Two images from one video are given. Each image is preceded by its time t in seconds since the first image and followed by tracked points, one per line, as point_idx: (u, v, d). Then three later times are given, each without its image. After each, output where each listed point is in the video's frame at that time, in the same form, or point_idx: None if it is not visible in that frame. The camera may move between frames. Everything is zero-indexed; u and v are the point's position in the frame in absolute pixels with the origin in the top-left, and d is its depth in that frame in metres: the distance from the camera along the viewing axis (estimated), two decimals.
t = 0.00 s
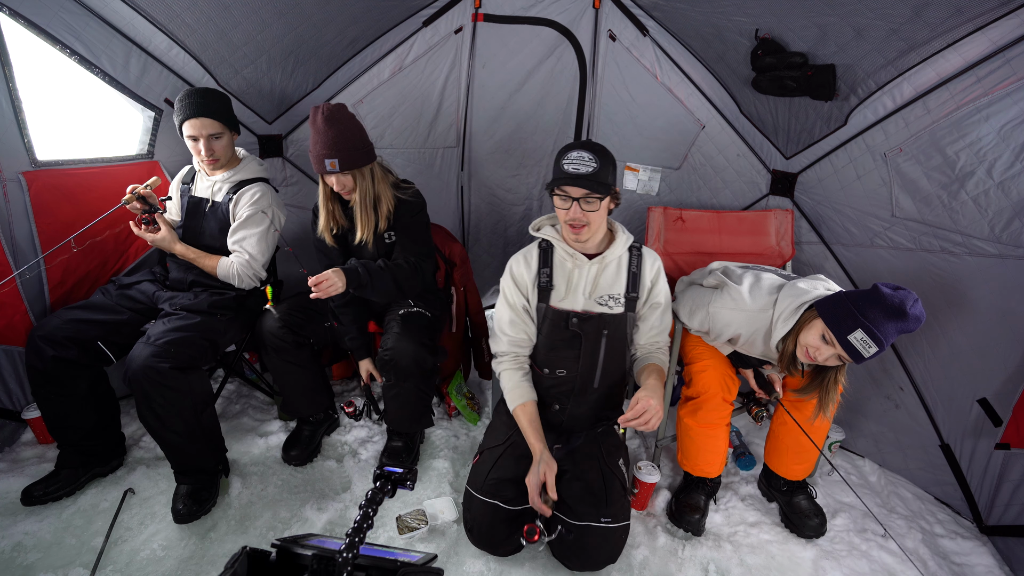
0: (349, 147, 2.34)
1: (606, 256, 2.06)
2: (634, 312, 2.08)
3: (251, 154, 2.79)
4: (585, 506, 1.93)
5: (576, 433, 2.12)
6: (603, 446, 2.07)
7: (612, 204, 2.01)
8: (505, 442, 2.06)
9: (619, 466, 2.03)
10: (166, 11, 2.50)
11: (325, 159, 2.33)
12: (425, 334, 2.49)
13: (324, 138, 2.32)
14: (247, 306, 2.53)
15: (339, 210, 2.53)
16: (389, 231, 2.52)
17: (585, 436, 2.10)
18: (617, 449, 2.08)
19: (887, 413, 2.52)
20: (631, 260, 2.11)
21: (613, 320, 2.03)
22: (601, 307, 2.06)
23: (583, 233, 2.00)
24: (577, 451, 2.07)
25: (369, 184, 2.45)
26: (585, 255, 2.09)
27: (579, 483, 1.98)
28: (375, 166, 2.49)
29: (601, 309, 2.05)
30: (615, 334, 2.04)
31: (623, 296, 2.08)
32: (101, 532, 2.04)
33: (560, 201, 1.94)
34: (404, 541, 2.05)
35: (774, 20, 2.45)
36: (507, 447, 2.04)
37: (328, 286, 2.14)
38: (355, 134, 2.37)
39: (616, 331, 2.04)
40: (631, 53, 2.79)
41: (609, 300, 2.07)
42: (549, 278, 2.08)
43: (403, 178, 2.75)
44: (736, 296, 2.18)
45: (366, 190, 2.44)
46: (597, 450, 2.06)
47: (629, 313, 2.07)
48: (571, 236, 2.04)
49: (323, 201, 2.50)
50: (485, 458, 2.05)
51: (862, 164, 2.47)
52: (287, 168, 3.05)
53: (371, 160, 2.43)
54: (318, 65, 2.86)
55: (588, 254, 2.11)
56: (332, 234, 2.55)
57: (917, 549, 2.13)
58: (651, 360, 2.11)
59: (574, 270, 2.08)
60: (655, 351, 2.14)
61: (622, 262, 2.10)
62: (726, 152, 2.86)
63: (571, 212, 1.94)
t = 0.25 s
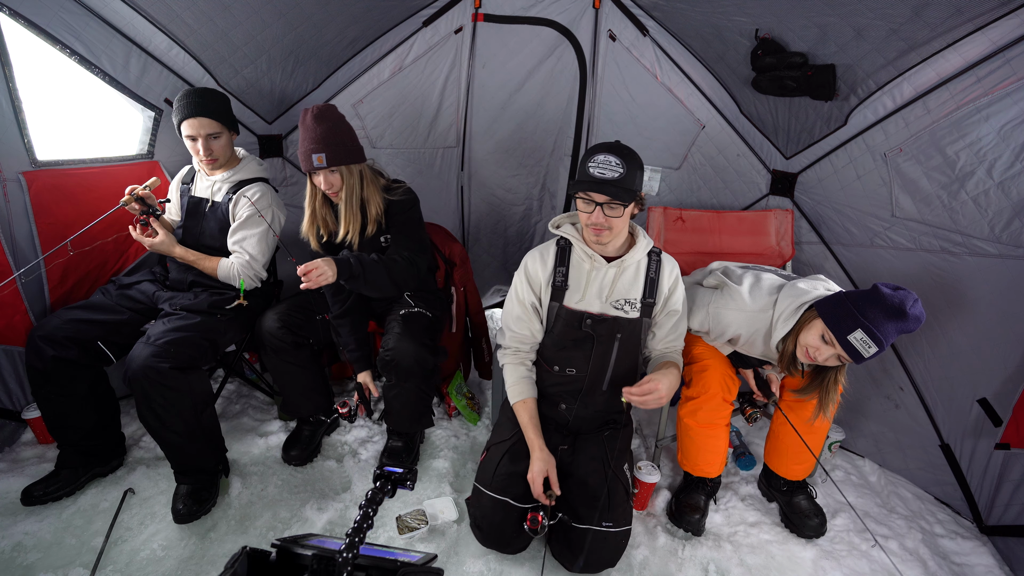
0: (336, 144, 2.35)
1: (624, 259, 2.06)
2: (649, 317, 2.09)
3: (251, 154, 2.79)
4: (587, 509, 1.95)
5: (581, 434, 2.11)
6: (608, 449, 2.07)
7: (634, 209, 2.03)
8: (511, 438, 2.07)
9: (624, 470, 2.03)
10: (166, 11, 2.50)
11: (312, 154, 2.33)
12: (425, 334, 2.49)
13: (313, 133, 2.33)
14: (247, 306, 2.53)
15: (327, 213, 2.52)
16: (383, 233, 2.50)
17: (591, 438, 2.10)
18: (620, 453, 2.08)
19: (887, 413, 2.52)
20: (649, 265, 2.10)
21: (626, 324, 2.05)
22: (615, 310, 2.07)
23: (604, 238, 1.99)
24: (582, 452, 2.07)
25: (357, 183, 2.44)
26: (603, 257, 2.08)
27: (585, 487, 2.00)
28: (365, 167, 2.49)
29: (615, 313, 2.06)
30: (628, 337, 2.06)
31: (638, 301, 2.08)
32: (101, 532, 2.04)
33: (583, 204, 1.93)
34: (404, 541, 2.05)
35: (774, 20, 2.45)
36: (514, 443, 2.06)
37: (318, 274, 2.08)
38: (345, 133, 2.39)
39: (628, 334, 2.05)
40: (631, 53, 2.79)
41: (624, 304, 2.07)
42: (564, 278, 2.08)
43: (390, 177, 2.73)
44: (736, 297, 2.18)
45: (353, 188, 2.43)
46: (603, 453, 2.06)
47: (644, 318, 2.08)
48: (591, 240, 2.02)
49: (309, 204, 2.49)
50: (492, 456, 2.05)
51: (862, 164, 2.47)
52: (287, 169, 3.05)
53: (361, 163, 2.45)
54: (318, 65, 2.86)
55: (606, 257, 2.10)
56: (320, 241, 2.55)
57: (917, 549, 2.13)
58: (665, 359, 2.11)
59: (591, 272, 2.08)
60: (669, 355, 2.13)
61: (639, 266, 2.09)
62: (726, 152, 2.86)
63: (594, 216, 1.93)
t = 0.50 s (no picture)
0: (334, 137, 2.36)
1: (621, 257, 2.06)
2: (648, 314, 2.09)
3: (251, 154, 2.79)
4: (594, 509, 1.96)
5: (590, 435, 2.12)
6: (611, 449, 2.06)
7: (631, 208, 2.05)
8: (523, 442, 2.07)
9: (627, 471, 2.04)
10: (166, 11, 2.50)
11: (311, 144, 2.33)
12: (426, 334, 2.49)
13: (314, 126, 2.35)
14: (247, 306, 2.53)
15: (320, 212, 2.49)
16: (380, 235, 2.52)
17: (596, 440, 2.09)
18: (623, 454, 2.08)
19: (887, 413, 2.52)
20: (646, 262, 2.10)
21: (627, 321, 2.06)
22: (614, 308, 2.07)
23: (600, 238, 2.00)
24: (590, 453, 2.07)
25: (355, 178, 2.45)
26: (600, 256, 2.09)
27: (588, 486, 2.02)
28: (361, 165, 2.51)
29: (614, 310, 2.06)
30: (629, 334, 2.07)
31: (637, 298, 2.08)
32: (101, 532, 2.04)
33: (579, 205, 1.94)
34: (404, 541, 2.05)
35: (774, 20, 2.45)
36: (526, 446, 2.06)
37: (313, 273, 2.06)
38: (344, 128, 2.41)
39: (628, 330, 2.06)
40: (631, 53, 2.79)
41: (623, 301, 2.07)
42: (563, 276, 2.09)
43: (385, 177, 2.73)
44: (735, 297, 2.18)
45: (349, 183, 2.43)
46: (611, 455, 2.05)
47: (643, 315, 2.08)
48: (587, 239, 2.03)
49: (303, 201, 2.47)
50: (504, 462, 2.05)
51: (862, 164, 2.47)
52: (287, 168, 3.05)
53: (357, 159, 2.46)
54: (318, 65, 2.86)
55: (603, 256, 2.11)
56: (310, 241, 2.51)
57: (917, 549, 2.13)
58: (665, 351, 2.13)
59: (588, 271, 2.09)
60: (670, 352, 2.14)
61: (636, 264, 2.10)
62: (726, 152, 2.86)
63: (590, 217, 1.93)
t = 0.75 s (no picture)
0: (351, 131, 2.41)
1: (614, 257, 2.07)
2: (642, 313, 2.08)
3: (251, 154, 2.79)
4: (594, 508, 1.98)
5: (585, 435, 2.10)
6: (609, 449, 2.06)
7: (625, 209, 2.05)
8: (517, 444, 2.06)
9: (624, 469, 2.06)
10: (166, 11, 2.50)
11: (326, 134, 2.35)
12: (426, 334, 2.49)
13: (328, 117, 2.37)
14: (247, 306, 2.53)
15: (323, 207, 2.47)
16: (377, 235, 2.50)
17: (593, 440, 2.08)
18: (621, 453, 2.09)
19: (887, 413, 2.52)
20: (640, 261, 2.11)
21: (621, 321, 2.05)
22: (608, 308, 2.07)
23: (595, 238, 2.00)
24: (586, 453, 2.06)
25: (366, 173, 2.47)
26: (593, 256, 2.09)
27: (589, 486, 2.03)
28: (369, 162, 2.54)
29: (608, 310, 2.05)
30: (623, 334, 2.06)
31: (630, 298, 2.07)
32: (102, 532, 2.04)
33: (574, 205, 1.94)
34: (404, 541, 2.05)
35: (774, 20, 2.45)
36: (522, 447, 2.05)
37: (305, 268, 1.99)
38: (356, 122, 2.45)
39: (623, 330, 2.06)
40: (631, 53, 2.79)
41: (617, 301, 2.07)
42: (556, 277, 2.09)
43: (388, 177, 2.72)
44: (736, 296, 2.18)
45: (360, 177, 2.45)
46: (605, 455, 2.05)
47: (637, 315, 2.07)
48: (582, 240, 2.03)
49: (312, 193, 2.49)
50: (502, 465, 2.05)
51: (862, 164, 2.47)
52: (287, 168, 3.05)
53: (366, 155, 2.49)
54: (318, 65, 2.86)
55: (596, 256, 2.11)
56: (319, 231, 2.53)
57: (917, 549, 2.13)
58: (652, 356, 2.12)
59: (582, 271, 2.09)
60: (659, 353, 2.14)
61: (629, 264, 2.10)
62: (726, 152, 2.86)
63: (585, 216, 1.93)
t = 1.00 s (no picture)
0: (365, 125, 2.42)
1: (610, 257, 2.06)
2: (638, 314, 2.08)
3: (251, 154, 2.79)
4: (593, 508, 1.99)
5: (583, 435, 2.09)
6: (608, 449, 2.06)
7: (622, 209, 2.04)
8: (518, 442, 2.06)
9: (624, 468, 2.06)
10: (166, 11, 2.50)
11: (341, 127, 2.36)
12: (425, 334, 2.49)
13: (342, 111, 2.37)
14: (247, 306, 2.53)
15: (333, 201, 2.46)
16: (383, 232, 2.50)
17: (591, 439, 2.07)
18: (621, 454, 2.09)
19: (887, 413, 2.52)
20: (636, 262, 2.10)
21: (616, 321, 2.05)
22: (603, 308, 2.06)
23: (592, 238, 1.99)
24: (585, 453, 2.06)
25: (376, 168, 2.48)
26: (589, 256, 2.09)
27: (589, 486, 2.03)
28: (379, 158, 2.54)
29: (603, 310, 2.05)
30: (618, 334, 2.06)
31: (625, 298, 2.07)
32: (102, 532, 2.04)
33: (571, 204, 1.94)
34: (404, 541, 2.05)
35: (774, 20, 2.45)
36: (521, 447, 2.05)
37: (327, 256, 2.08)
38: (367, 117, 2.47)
39: (618, 331, 2.06)
40: (631, 53, 2.80)
41: (612, 301, 2.06)
42: (552, 277, 2.08)
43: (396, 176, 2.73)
44: (736, 296, 2.17)
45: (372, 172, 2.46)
46: (604, 454, 2.05)
47: (632, 315, 2.07)
48: (578, 240, 2.02)
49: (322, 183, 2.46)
50: (500, 465, 2.05)
51: (862, 164, 2.47)
52: (287, 168, 3.05)
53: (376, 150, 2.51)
54: (318, 65, 2.86)
55: (593, 256, 2.11)
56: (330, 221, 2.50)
57: (917, 549, 2.13)
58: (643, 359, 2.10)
59: (578, 271, 2.08)
60: (653, 354, 2.14)
61: (626, 264, 2.10)
62: (726, 152, 2.86)
63: (581, 216, 1.94)
